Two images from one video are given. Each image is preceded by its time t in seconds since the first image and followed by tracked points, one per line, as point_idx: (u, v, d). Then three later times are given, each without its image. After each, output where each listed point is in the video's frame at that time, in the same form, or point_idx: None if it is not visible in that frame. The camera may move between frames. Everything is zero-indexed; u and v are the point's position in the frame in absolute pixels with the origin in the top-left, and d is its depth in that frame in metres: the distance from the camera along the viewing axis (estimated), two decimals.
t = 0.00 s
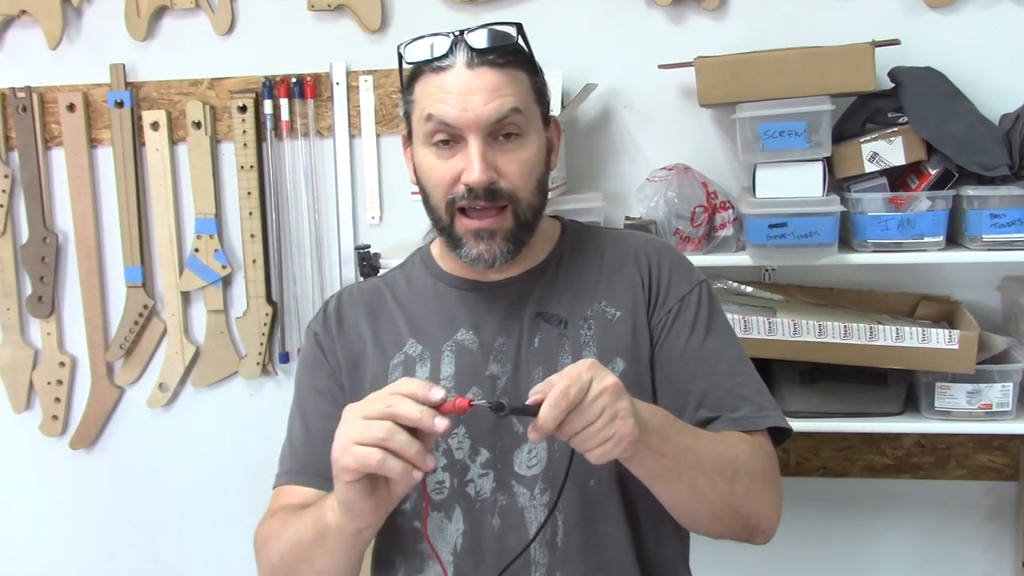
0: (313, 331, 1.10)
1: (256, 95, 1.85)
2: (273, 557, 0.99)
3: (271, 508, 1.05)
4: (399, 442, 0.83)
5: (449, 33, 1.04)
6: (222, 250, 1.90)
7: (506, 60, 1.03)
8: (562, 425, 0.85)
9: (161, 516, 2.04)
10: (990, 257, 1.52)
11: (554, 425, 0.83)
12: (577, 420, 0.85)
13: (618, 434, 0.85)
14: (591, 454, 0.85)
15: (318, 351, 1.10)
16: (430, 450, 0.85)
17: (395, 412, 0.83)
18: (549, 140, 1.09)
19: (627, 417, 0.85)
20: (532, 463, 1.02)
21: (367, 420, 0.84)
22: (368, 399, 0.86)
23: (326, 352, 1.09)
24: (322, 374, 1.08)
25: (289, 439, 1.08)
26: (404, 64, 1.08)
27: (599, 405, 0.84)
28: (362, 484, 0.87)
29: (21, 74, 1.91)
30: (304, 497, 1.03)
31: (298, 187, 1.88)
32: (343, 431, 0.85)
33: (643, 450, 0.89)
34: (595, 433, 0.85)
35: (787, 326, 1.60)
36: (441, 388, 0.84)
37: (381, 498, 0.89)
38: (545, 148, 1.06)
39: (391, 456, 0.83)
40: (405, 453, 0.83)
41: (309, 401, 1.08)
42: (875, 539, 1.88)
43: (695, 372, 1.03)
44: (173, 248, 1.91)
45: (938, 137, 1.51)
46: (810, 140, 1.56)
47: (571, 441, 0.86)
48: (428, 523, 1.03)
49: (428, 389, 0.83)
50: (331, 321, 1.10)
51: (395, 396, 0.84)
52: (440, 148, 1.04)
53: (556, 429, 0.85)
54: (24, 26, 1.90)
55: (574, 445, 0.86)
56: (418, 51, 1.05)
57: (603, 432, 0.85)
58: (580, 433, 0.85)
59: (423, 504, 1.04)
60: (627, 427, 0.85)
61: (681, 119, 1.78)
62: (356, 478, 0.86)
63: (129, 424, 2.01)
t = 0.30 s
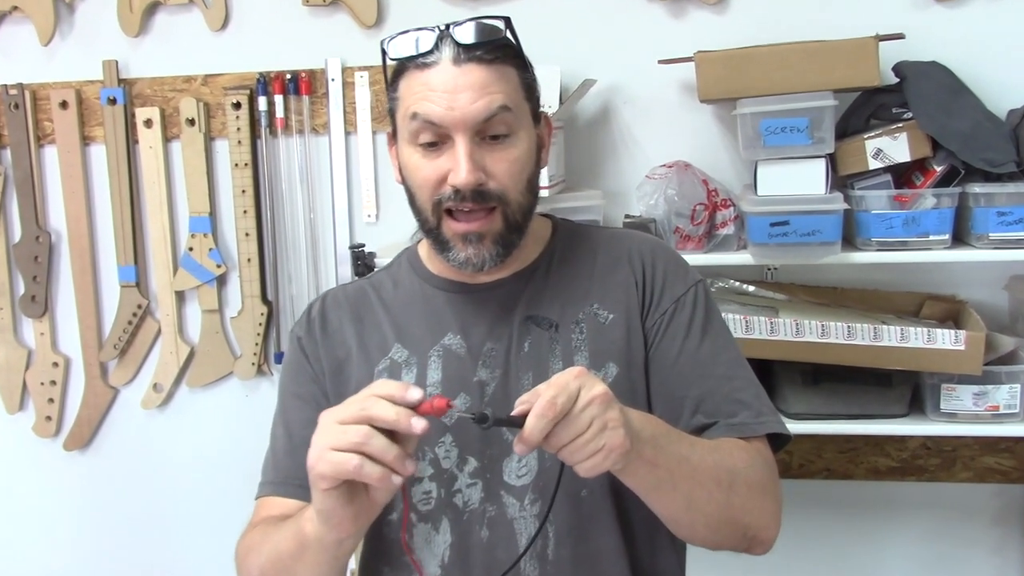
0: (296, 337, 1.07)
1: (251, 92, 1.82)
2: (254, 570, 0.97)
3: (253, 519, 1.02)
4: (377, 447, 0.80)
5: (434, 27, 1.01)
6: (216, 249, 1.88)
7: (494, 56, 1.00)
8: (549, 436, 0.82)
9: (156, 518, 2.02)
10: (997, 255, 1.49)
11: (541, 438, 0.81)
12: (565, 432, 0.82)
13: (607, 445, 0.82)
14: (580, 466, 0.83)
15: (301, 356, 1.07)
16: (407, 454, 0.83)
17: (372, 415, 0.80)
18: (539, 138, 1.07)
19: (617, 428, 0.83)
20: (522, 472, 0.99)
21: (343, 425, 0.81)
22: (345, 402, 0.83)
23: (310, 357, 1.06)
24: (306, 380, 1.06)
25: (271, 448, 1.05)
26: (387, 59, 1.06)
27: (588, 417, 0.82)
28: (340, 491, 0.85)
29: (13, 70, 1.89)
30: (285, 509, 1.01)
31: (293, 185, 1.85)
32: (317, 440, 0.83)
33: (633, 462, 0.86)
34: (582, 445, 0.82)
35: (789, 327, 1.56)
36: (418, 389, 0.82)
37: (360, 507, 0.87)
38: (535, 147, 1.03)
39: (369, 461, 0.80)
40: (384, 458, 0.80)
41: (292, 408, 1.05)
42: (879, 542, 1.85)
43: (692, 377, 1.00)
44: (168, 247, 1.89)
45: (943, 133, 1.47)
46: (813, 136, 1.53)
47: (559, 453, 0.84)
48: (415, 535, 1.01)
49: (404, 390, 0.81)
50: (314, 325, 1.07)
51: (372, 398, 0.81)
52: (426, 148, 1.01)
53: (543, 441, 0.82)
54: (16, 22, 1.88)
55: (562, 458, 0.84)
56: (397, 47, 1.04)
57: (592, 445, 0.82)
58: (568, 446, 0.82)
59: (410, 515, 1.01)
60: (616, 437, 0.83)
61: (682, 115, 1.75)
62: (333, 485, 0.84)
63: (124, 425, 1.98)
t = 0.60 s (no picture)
0: (293, 339, 1.06)
1: (264, 84, 1.79)
2: None
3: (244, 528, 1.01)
4: (361, 463, 0.79)
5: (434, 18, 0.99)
6: (228, 242, 1.86)
7: (497, 48, 0.98)
8: (544, 447, 0.80)
9: (166, 512, 2.01)
10: None
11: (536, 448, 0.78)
12: (562, 443, 0.80)
13: (606, 457, 0.80)
14: (578, 479, 0.80)
15: (298, 358, 1.06)
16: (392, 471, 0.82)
17: (357, 428, 0.80)
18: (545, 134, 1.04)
19: (616, 439, 0.80)
20: (523, 483, 0.97)
21: (328, 439, 0.81)
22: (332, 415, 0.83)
23: (306, 359, 1.05)
24: (302, 384, 1.05)
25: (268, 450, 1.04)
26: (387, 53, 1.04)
27: (586, 428, 0.79)
28: (323, 507, 0.84)
29: (26, 60, 1.88)
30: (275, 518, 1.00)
31: (306, 179, 1.83)
32: (302, 454, 0.82)
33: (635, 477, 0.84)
34: (580, 457, 0.79)
35: (809, 331, 1.52)
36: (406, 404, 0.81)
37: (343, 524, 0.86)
38: (539, 143, 1.01)
39: (352, 478, 0.80)
40: (367, 474, 0.80)
41: (289, 412, 1.05)
42: (900, 553, 1.80)
43: (702, 385, 0.98)
44: (179, 240, 1.87)
45: (973, 134, 1.42)
46: (836, 135, 1.48)
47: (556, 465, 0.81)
48: (411, 546, 0.98)
49: (393, 404, 0.81)
50: (311, 327, 1.06)
51: (358, 411, 0.81)
52: (425, 143, 0.99)
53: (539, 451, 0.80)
54: (30, 12, 1.87)
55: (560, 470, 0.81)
56: (396, 39, 1.02)
57: (590, 456, 0.79)
58: (566, 458, 0.80)
59: (406, 525, 0.98)
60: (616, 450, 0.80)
61: (701, 112, 1.71)
62: (316, 502, 0.83)
63: (134, 420, 1.97)
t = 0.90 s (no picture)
0: (301, 337, 1.07)
1: (291, 76, 1.78)
2: None
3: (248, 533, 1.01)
4: (350, 434, 0.77)
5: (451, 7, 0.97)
6: (253, 235, 1.85)
7: (516, 39, 0.96)
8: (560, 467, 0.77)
9: (188, 503, 2.02)
10: None
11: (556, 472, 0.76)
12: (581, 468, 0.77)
13: (626, 482, 0.77)
14: (596, 503, 0.77)
15: (304, 358, 1.07)
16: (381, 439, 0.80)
17: (341, 398, 0.78)
18: (564, 128, 1.03)
19: (637, 465, 0.77)
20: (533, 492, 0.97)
21: (314, 413, 0.78)
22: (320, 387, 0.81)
23: (315, 357, 1.06)
24: (307, 384, 1.06)
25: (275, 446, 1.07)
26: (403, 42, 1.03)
27: (606, 452, 0.77)
28: (313, 481, 0.82)
29: (56, 50, 1.88)
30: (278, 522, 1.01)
31: (332, 172, 1.82)
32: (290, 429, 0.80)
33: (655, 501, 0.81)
34: (598, 481, 0.77)
35: (840, 337, 1.48)
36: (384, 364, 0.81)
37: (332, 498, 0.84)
38: (558, 137, 0.99)
39: (341, 449, 0.77)
40: (357, 445, 0.77)
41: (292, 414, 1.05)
42: (931, 566, 1.75)
43: (728, 396, 0.97)
44: (204, 232, 1.87)
45: (1015, 134, 1.36)
46: (872, 135, 1.43)
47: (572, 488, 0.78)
48: (417, 553, 0.99)
49: (370, 365, 0.80)
50: (318, 326, 1.07)
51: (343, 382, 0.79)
52: (440, 134, 0.98)
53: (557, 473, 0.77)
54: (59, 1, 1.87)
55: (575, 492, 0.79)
56: (412, 29, 1.00)
57: (609, 481, 0.77)
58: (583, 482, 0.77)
59: (412, 532, 0.99)
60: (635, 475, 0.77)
61: (733, 109, 1.67)
62: (305, 477, 0.80)
63: (158, 410, 1.98)
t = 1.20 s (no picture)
0: (309, 335, 1.08)
1: (314, 70, 1.78)
2: None
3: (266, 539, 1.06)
4: (301, 490, 0.85)
5: None
6: (276, 230, 1.85)
7: (530, 25, 0.95)
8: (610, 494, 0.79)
9: (211, 496, 2.03)
10: None
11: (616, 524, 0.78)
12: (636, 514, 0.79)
13: (675, 527, 0.80)
14: (641, 537, 0.80)
15: (311, 357, 1.08)
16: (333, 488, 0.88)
17: (284, 456, 0.84)
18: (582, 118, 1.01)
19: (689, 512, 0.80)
20: (548, 499, 0.97)
21: (268, 472, 0.86)
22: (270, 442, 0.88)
23: (325, 354, 1.07)
24: (313, 385, 1.07)
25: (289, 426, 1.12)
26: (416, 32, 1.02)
27: (665, 505, 0.79)
28: (285, 530, 0.90)
29: (81, 45, 1.90)
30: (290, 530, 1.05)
31: (354, 166, 1.82)
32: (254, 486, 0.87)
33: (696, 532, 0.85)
34: (650, 525, 0.79)
35: (869, 335, 1.45)
36: (321, 414, 0.85)
37: (311, 541, 0.91)
38: (576, 127, 0.98)
39: (299, 505, 0.85)
40: (311, 500, 0.85)
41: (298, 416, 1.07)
42: (962, 570, 1.72)
43: (764, 411, 0.98)
44: (227, 226, 1.88)
45: None
46: (902, 129, 1.39)
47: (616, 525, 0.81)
48: (430, 557, 1.00)
49: (307, 417, 0.85)
50: (327, 326, 1.08)
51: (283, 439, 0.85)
52: (454, 126, 0.96)
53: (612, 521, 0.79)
54: None
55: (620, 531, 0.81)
56: (425, 17, 0.99)
57: (660, 524, 0.79)
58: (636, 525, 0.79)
59: (426, 536, 1.00)
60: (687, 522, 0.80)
61: (761, 102, 1.64)
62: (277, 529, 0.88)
63: (181, 403, 2.00)
